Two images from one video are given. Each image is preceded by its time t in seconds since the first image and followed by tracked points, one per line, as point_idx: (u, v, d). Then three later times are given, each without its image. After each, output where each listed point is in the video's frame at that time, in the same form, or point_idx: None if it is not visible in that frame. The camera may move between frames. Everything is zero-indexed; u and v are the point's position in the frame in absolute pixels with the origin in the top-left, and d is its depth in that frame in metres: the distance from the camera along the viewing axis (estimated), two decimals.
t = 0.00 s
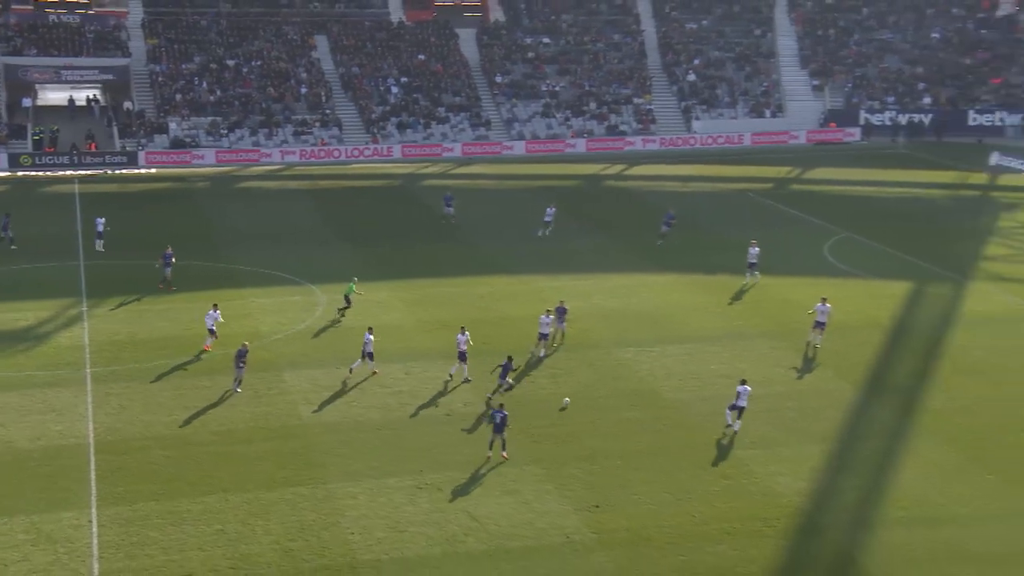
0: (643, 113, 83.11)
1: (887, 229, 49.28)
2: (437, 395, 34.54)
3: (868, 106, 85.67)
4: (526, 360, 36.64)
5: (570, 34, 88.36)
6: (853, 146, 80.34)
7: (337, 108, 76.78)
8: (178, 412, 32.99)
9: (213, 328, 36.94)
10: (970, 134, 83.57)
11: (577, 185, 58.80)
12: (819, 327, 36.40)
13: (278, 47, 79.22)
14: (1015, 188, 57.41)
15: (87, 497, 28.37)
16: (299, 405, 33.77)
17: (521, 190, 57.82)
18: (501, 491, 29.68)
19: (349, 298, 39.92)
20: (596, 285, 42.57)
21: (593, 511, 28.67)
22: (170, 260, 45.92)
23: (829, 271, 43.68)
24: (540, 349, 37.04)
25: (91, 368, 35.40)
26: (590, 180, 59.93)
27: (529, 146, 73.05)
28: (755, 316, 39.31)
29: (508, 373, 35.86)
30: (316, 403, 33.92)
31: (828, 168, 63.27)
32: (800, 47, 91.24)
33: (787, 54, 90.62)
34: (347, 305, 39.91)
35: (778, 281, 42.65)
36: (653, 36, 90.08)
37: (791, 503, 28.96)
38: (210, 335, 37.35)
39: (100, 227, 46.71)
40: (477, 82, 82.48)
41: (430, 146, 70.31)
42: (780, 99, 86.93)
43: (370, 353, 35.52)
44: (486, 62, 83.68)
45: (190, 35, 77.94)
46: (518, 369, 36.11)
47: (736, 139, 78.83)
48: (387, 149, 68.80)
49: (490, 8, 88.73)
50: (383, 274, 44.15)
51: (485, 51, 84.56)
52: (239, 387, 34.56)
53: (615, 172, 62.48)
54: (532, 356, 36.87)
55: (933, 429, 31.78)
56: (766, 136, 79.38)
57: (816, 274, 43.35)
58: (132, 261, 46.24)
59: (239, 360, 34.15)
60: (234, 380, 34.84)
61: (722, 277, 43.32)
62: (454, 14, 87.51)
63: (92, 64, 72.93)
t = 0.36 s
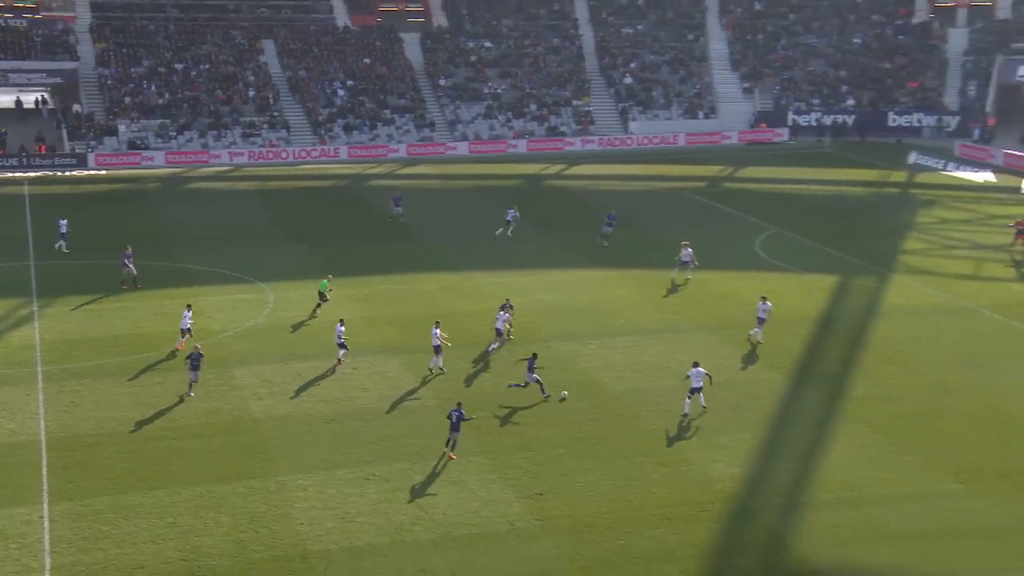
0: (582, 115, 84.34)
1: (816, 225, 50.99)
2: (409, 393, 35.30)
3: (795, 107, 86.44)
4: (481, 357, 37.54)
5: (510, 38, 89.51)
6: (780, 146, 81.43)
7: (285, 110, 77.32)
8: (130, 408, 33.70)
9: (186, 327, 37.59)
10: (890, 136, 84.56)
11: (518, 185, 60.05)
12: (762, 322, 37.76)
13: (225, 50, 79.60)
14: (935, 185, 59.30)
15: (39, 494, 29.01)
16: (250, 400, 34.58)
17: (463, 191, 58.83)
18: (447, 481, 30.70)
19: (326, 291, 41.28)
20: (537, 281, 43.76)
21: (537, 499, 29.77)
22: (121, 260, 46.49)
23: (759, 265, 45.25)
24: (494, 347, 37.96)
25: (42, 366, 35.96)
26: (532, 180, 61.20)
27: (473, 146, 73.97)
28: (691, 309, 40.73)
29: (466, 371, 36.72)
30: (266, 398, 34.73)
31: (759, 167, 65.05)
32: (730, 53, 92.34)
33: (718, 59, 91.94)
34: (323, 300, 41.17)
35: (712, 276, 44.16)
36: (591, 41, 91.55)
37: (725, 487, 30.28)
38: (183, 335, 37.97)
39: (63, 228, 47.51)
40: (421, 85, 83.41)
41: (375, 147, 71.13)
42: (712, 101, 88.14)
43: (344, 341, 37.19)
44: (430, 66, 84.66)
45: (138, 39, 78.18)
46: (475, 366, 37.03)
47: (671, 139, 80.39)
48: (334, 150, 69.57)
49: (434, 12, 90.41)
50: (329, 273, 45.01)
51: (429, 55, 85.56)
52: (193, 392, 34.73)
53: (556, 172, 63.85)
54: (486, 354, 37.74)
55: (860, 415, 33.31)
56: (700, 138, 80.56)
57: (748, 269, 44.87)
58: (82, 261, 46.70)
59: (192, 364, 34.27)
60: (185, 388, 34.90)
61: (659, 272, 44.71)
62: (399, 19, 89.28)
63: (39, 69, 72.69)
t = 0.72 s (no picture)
0: (528, 117, 84.82)
1: (757, 224, 51.92)
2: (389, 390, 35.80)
3: (737, 109, 87.52)
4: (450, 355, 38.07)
5: (456, 41, 89.20)
6: (722, 147, 82.36)
7: (232, 112, 77.05)
8: (77, 411, 33.63)
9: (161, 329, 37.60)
10: (828, 136, 86.40)
11: (465, 185, 60.43)
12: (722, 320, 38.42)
13: (171, 53, 79.18)
14: (870, 184, 60.57)
15: None
16: (198, 402, 34.65)
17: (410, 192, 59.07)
18: (398, 480, 30.99)
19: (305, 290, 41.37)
20: (484, 281, 44.21)
21: (486, 496, 30.19)
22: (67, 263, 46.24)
23: (700, 263, 46.10)
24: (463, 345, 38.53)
25: None
26: (479, 181, 61.62)
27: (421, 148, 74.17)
28: (636, 308, 41.38)
29: (439, 369, 37.22)
30: (214, 400, 34.82)
31: (701, 167, 66.08)
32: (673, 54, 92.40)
33: (661, 60, 91.99)
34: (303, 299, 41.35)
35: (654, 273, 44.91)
36: (536, 43, 91.53)
37: (670, 482, 30.90)
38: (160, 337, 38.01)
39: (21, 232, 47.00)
40: (368, 87, 83.43)
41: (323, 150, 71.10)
42: (655, 102, 88.88)
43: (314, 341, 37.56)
44: (377, 68, 84.60)
45: (83, 42, 77.64)
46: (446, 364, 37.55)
47: (615, 140, 81.09)
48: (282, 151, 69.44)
49: (380, 15, 89.69)
50: (277, 274, 45.17)
51: (376, 58, 85.46)
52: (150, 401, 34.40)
53: (503, 173, 64.32)
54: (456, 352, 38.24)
55: (800, 410, 34.13)
56: (644, 138, 81.44)
57: (692, 268, 45.62)
58: (27, 264, 46.36)
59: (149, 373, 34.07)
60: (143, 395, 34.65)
61: (603, 271, 45.36)
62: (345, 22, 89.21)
63: None
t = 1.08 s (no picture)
0: (465, 119, 84.26)
1: (692, 225, 52.29)
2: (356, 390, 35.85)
3: (671, 111, 86.68)
4: (413, 355, 38.16)
5: (392, 44, 88.79)
6: (657, 149, 82.51)
7: (164, 116, 76.33)
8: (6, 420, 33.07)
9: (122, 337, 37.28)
10: (761, 138, 86.09)
11: (400, 189, 60.17)
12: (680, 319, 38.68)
13: (101, 56, 78.31)
14: (804, 185, 61.32)
15: None
16: (131, 410, 34.21)
17: (345, 196, 58.64)
18: (336, 485, 30.78)
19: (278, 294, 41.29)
20: (422, 285, 44.12)
21: (425, 500, 30.11)
22: None
23: (636, 265, 46.41)
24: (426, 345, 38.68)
25: None
26: (415, 185, 61.46)
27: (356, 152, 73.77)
28: (574, 310, 41.54)
29: (405, 369, 37.34)
30: (148, 407, 34.39)
31: (638, 169, 66.49)
32: (607, 57, 92.22)
33: (596, 63, 91.92)
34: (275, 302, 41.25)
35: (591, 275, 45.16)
36: (471, 46, 91.09)
37: (609, 482, 31.04)
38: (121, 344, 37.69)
39: None
40: (304, 90, 82.85)
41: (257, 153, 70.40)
42: (592, 104, 88.56)
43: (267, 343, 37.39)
44: (312, 71, 84.04)
45: (9, 45, 76.64)
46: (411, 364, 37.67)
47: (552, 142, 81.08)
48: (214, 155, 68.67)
49: (315, 18, 89.55)
50: (212, 278, 44.75)
51: (311, 61, 84.98)
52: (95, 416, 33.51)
53: (439, 176, 64.18)
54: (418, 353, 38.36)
55: (737, 409, 34.49)
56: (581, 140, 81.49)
57: (629, 269, 45.87)
58: None
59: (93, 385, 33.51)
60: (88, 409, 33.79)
61: (541, 273, 45.49)
62: (279, 25, 89.25)
63: None
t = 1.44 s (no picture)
0: (405, 122, 83.58)
1: (635, 228, 52.14)
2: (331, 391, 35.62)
3: (614, 113, 86.39)
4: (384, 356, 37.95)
5: (330, 45, 87.96)
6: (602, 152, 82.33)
7: (94, 119, 75.23)
8: None
9: (81, 345, 36.44)
10: (703, 139, 86.01)
11: (340, 193, 59.42)
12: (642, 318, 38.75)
13: (26, 57, 77.09)
14: (747, 187, 61.52)
15: None
16: (63, 421, 33.24)
17: (283, 199, 57.83)
18: (276, 494, 30.07)
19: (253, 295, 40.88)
20: (362, 289, 43.48)
21: (367, 508, 29.50)
22: None
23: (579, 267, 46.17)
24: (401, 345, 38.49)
25: None
26: (355, 188, 60.76)
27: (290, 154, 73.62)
28: (518, 314, 41.13)
29: (358, 373, 36.84)
30: (77, 419, 33.43)
31: (581, 171, 66.31)
32: (550, 58, 91.47)
33: (538, 65, 91.16)
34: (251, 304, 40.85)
35: (533, 278, 44.84)
36: (412, 47, 90.05)
37: (554, 488, 30.63)
38: (78, 353, 36.80)
39: None
40: (240, 93, 81.85)
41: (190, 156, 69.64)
42: (534, 107, 87.54)
43: (216, 349, 36.72)
44: (248, 73, 83.04)
45: None
46: (384, 365, 37.46)
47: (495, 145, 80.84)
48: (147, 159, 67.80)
49: (251, 20, 88.39)
50: (143, 284, 43.82)
51: (246, 63, 83.95)
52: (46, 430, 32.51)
53: (380, 180, 63.54)
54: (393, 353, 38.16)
55: (681, 411, 34.30)
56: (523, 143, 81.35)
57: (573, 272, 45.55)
58: None
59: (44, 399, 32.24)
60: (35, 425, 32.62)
61: (483, 276, 45.08)
62: (214, 27, 87.93)
63: None
